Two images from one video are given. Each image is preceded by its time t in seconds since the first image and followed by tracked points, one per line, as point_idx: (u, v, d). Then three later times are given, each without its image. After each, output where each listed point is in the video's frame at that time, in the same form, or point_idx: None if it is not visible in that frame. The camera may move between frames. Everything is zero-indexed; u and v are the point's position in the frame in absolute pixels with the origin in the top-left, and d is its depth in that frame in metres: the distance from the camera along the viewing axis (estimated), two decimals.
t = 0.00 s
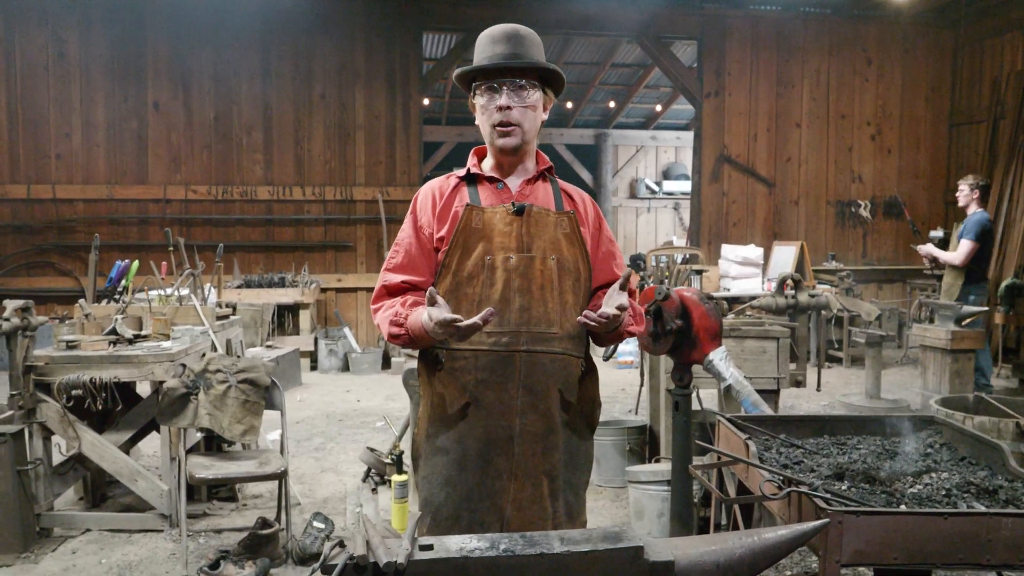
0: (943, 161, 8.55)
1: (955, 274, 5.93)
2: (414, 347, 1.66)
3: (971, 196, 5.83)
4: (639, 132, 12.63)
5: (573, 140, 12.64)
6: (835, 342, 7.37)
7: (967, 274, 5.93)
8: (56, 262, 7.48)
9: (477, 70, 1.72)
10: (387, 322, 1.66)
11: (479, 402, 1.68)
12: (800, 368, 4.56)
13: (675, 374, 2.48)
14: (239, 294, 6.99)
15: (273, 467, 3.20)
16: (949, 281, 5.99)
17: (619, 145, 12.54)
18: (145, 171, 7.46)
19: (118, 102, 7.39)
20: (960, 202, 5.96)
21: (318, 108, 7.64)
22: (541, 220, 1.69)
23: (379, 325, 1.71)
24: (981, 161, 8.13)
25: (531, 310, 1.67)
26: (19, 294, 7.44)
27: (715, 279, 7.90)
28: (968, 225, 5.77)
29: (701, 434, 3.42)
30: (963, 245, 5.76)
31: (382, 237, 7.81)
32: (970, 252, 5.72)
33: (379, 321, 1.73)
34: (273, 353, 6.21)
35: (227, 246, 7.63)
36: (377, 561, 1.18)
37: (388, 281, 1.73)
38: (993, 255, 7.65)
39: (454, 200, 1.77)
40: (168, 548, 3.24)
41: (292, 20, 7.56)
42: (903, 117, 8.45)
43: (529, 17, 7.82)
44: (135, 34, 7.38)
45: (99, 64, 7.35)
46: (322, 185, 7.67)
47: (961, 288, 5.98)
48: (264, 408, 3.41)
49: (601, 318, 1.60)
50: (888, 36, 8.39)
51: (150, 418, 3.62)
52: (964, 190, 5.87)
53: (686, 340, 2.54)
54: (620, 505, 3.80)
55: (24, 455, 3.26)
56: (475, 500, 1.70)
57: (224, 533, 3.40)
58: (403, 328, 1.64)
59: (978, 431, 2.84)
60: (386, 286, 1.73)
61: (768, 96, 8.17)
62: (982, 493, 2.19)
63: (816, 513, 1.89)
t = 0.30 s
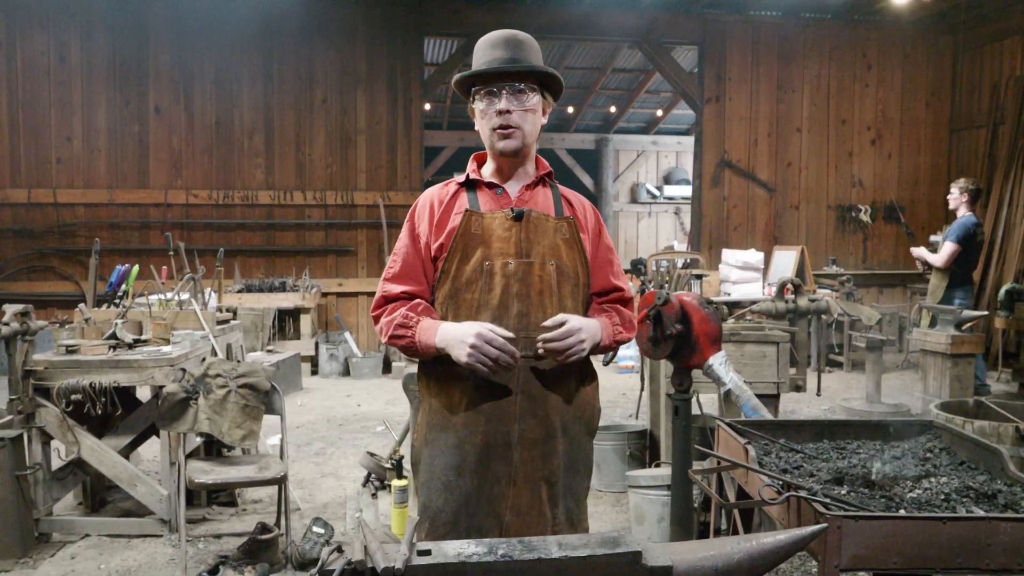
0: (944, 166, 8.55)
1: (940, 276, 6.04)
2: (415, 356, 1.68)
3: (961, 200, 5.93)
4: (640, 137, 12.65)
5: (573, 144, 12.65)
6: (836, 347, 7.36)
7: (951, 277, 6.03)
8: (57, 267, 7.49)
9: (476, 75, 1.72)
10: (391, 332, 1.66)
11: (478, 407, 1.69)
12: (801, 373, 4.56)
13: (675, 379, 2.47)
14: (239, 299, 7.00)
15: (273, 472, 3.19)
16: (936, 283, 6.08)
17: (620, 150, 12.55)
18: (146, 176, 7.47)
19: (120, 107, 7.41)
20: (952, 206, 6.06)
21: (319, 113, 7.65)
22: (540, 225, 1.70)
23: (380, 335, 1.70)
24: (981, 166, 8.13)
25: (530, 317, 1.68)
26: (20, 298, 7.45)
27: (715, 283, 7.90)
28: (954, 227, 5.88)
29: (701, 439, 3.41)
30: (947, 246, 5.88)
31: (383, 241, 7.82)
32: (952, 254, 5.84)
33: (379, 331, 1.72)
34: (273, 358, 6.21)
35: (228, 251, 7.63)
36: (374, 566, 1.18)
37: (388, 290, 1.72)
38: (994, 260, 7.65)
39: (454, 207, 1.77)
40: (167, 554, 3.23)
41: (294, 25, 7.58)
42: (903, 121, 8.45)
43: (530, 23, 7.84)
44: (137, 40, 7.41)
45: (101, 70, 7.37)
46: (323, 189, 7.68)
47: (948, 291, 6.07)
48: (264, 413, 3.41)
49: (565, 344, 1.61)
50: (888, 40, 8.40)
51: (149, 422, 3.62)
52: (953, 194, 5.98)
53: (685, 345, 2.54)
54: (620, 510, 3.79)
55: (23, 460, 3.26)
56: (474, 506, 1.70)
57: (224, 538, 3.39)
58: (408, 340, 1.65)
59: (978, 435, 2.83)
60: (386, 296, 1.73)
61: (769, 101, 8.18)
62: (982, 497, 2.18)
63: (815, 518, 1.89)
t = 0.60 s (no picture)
0: (943, 168, 8.56)
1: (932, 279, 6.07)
2: (419, 360, 1.68)
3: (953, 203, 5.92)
4: (639, 139, 12.65)
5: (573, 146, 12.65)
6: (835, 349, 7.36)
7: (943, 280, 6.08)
8: (56, 269, 7.48)
9: (474, 78, 1.72)
10: (396, 334, 1.66)
11: (479, 410, 1.69)
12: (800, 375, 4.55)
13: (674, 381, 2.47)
14: (238, 300, 7.00)
15: (271, 473, 3.19)
16: (928, 286, 6.12)
17: (620, 152, 12.55)
18: (145, 177, 7.47)
19: (119, 109, 7.41)
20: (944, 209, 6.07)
21: (319, 115, 7.66)
22: (539, 228, 1.70)
23: (383, 337, 1.70)
24: (980, 169, 8.14)
25: (530, 319, 1.68)
26: (19, 300, 7.45)
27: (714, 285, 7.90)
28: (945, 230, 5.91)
29: (700, 441, 3.42)
30: (936, 249, 5.91)
31: (382, 243, 7.82)
32: (941, 257, 5.89)
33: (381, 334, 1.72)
34: (272, 359, 6.21)
35: (227, 253, 7.64)
36: (371, 568, 1.18)
37: (389, 293, 1.72)
38: (993, 262, 7.66)
39: (453, 210, 1.77)
40: (165, 555, 3.23)
41: (293, 27, 7.59)
42: (902, 124, 8.46)
43: (529, 25, 7.85)
44: (136, 41, 7.41)
45: (101, 71, 7.37)
46: (322, 191, 7.68)
47: (940, 294, 6.09)
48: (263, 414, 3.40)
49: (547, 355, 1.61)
50: (887, 43, 8.41)
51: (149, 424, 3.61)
52: (945, 196, 5.97)
53: (684, 347, 2.53)
54: (619, 512, 3.79)
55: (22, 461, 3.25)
56: (474, 509, 1.69)
57: (222, 540, 3.39)
58: (415, 345, 1.65)
59: (977, 438, 2.83)
60: (388, 298, 1.72)
61: (768, 103, 8.18)
62: (980, 500, 2.18)
63: (813, 520, 1.89)
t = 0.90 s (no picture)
0: (942, 168, 8.55)
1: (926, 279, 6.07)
2: (420, 363, 1.68)
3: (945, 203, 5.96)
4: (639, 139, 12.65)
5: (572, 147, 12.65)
6: (835, 349, 7.35)
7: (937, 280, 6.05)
8: (55, 271, 7.47)
9: (478, 78, 1.72)
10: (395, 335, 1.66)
11: (480, 411, 1.69)
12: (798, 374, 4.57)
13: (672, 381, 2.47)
14: (237, 302, 6.99)
15: (271, 475, 3.19)
16: (922, 287, 6.09)
17: (619, 152, 12.55)
18: (144, 179, 7.47)
19: (118, 110, 7.41)
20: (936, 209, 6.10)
21: (318, 116, 7.66)
22: (540, 229, 1.70)
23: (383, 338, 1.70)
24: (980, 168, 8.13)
25: (530, 320, 1.68)
26: (18, 302, 7.44)
27: (714, 285, 7.89)
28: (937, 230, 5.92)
29: (700, 441, 3.41)
30: (929, 249, 5.92)
31: (381, 244, 7.82)
32: (935, 256, 5.89)
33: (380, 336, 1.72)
34: (271, 361, 6.21)
35: (226, 254, 7.63)
36: (370, 569, 1.17)
37: (389, 295, 1.72)
38: (993, 261, 7.67)
39: (453, 211, 1.77)
40: (165, 557, 3.23)
41: (292, 28, 7.60)
42: (902, 123, 8.46)
43: (528, 26, 7.85)
44: (135, 43, 7.41)
45: (100, 73, 7.37)
46: (321, 192, 7.68)
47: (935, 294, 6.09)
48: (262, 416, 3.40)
49: (548, 357, 1.61)
50: (886, 43, 8.42)
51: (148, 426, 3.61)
52: (936, 196, 6.01)
53: (683, 347, 2.53)
54: (619, 512, 3.79)
55: (20, 464, 3.25)
56: (476, 510, 1.69)
57: (222, 542, 3.39)
58: (417, 348, 1.65)
59: (977, 437, 2.83)
60: (387, 300, 1.72)
61: (767, 103, 8.18)
62: (979, 499, 2.18)
63: (813, 520, 1.89)
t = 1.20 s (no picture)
0: (942, 165, 8.55)
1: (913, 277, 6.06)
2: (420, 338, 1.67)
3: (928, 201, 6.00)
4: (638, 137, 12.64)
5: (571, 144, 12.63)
6: (835, 346, 7.36)
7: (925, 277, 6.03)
8: (54, 270, 7.47)
9: (488, 74, 1.72)
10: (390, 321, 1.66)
11: (478, 410, 1.68)
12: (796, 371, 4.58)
13: (671, 378, 2.47)
14: (236, 300, 6.98)
15: (270, 473, 3.18)
16: (910, 284, 6.06)
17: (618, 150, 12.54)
18: (143, 177, 7.46)
19: (117, 109, 7.40)
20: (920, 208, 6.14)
21: (317, 115, 7.65)
22: (538, 227, 1.70)
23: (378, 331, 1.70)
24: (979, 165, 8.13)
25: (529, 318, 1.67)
26: (17, 301, 7.44)
27: (713, 283, 7.89)
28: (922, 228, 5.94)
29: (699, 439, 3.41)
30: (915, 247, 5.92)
31: (380, 242, 7.81)
32: (920, 253, 5.88)
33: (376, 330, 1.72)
34: (271, 359, 6.21)
35: (225, 253, 7.63)
36: (367, 569, 1.17)
37: (385, 291, 1.72)
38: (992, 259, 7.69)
39: (451, 209, 1.78)
40: (164, 556, 3.23)
41: (291, 26, 7.58)
42: (901, 120, 8.45)
43: (527, 23, 7.84)
44: (133, 41, 7.40)
45: (98, 71, 7.36)
46: (320, 190, 7.67)
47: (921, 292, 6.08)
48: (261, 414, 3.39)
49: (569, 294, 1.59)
50: (886, 40, 8.41)
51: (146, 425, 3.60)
52: (920, 195, 6.04)
53: (682, 345, 2.52)
54: (619, 510, 3.79)
55: (19, 463, 3.25)
56: (475, 509, 1.68)
57: (221, 540, 3.39)
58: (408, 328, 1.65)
59: (976, 434, 2.83)
60: (383, 296, 1.72)
61: (767, 100, 8.17)
62: (978, 496, 2.18)
63: (812, 518, 1.89)
